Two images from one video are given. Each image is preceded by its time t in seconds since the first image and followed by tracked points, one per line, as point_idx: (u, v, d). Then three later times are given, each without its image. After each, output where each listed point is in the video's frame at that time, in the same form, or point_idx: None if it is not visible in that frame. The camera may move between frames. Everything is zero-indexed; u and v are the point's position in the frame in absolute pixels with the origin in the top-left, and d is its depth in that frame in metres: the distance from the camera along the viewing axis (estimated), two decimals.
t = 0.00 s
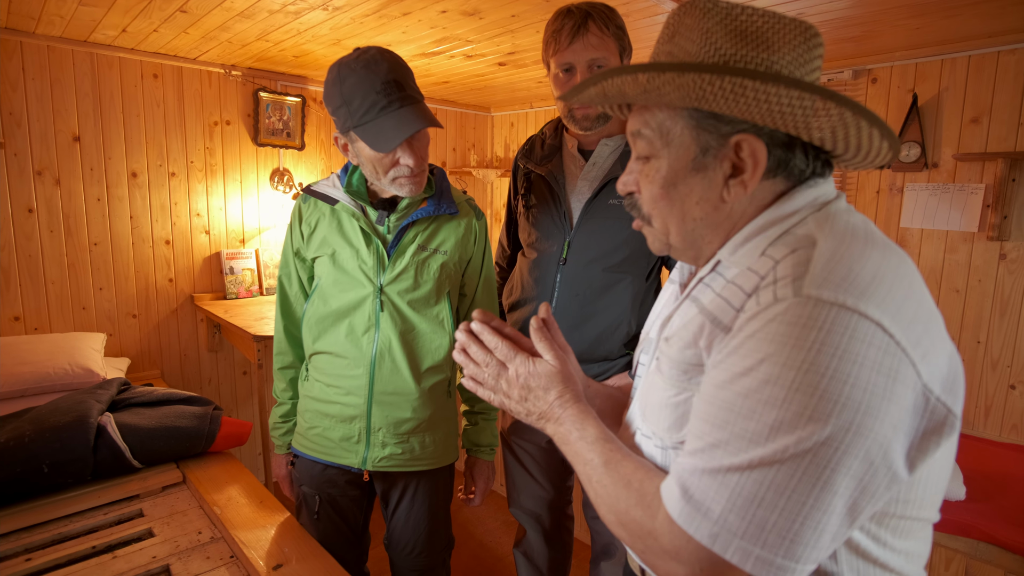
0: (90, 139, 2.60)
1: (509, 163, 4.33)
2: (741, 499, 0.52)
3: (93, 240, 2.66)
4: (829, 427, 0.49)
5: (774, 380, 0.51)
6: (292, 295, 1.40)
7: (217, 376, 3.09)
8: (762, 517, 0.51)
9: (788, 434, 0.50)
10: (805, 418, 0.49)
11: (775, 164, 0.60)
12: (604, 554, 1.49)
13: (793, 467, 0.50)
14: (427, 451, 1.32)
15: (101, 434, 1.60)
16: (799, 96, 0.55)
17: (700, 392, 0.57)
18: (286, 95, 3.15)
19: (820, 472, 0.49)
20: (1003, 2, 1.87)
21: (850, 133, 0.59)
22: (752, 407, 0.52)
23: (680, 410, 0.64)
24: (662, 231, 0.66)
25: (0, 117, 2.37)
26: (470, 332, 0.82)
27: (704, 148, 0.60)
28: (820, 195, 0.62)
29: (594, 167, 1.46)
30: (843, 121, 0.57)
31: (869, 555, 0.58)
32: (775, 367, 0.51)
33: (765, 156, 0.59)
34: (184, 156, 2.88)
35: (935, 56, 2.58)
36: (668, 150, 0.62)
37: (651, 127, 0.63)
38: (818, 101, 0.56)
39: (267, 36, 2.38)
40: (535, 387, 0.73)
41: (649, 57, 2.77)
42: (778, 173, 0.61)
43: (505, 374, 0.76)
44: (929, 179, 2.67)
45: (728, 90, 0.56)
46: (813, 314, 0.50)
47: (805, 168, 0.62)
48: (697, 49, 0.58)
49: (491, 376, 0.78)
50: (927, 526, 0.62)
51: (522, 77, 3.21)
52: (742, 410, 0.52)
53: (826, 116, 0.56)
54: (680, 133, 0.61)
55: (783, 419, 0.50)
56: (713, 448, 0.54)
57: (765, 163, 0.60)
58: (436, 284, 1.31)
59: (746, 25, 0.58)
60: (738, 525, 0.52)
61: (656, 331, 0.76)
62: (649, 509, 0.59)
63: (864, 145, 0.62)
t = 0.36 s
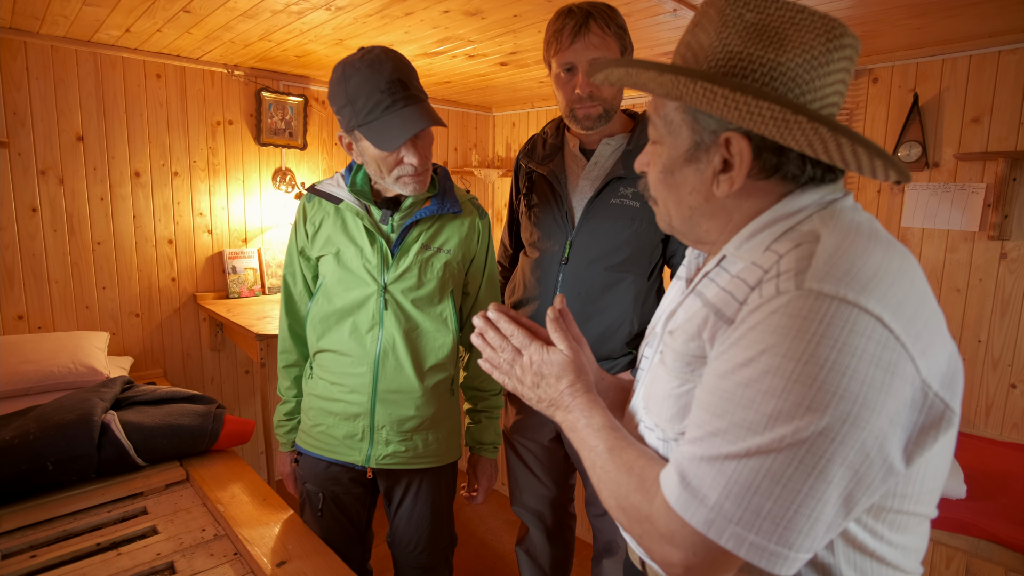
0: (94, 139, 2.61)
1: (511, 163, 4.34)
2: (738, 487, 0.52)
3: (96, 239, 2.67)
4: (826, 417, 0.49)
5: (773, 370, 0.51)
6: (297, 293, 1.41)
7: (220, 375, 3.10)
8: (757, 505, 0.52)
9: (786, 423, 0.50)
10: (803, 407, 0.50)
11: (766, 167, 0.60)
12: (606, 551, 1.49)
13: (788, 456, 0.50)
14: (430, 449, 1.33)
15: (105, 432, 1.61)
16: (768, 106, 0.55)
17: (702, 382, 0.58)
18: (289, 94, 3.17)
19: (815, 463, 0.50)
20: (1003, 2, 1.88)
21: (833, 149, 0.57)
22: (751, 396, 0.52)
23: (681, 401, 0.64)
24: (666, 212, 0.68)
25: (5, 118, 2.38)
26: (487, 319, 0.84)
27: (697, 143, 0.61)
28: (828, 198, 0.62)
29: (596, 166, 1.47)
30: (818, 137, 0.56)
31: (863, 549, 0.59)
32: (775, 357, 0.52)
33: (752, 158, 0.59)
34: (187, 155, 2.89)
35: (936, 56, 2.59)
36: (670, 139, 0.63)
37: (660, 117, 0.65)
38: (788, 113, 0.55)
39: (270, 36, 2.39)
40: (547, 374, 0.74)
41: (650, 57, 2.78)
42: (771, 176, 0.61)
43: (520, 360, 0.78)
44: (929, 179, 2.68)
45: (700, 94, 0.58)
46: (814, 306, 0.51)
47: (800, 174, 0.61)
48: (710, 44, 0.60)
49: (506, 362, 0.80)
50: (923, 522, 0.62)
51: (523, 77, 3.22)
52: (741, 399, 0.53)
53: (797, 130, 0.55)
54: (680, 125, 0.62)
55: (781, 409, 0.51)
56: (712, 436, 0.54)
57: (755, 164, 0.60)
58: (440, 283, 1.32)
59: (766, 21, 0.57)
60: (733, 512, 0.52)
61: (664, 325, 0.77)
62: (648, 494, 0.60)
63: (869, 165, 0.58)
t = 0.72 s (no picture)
0: (96, 138, 2.62)
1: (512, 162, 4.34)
2: (744, 479, 0.53)
3: (99, 238, 2.67)
4: (831, 410, 0.50)
5: (781, 362, 0.52)
6: (299, 292, 1.41)
7: (222, 374, 3.11)
8: (762, 497, 0.52)
9: (793, 415, 0.51)
10: (809, 400, 0.50)
11: (774, 163, 0.61)
12: (608, 549, 1.50)
13: (794, 448, 0.51)
14: (433, 446, 1.33)
15: (109, 430, 1.62)
16: (777, 101, 0.56)
17: (710, 376, 0.59)
18: (290, 94, 3.17)
19: (821, 455, 0.50)
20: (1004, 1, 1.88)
21: (839, 146, 0.57)
22: (759, 388, 0.53)
23: (686, 395, 0.65)
24: (671, 202, 0.69)
25: (7, 117, 2.39)
26: (489, 318, 0.84)
27: (707, 136, 0.62)
28: (834, 194, 0.62)
29: (597, 164, 1.48)
30: (826, 133, 0.56)
31: (867, 544, 0.59)
32: (782, 349, 0.52)
33: (761, 153, 0.60)
34: (189, 154, 2.89)
35: (937, 55, 2.59)
36: (681, 131, 0.64)
37: (672, 109, 0.65)
38: (797, 109, 0.55)
39: (272, 35, 2.40)
40: (549, 371, 0.74)
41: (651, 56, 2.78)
42: (778, 172, 0.62)
43: (520, 359, 0.78)
44: (930, 178, 2.68)
45: (711, 86, 0.59)
46: (820, 299, 0.52)
47: (808, 171, 0.61)
48: (725, 37, 0.60)
49: (507, 360, 0.79)
50: (927, 518, 0.63)
51: (525, 76, 3.22)
52: (748, 391, 0.53)
53: (804, 125, 0.55)
54: (691, 118, 0.63)
55: (786, 401, 0.51)
56: (718, 428, 0.55)
57: (763, 159, 0.61)
58: (442, 281, 1.32)
59: (782, 18, 0.58)
60: (737, 504, 0.53)
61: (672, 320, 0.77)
62: (651, 487, 0.60)
63: (875, 164, 0.59)
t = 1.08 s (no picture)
0: (98, 138, 2.62)
1: (513, 162, 4.35)
2: (843, 526, 0.50)
3: (101, 238, 2.68)
4: (913, 436, 0.49)
5: (857, 397, 0.49)
6: (300, 292, 1.42)
7: (223, 374, 3.12)
8: (862, 539, 0.50)
9: (883, 454, 0.48)
10: (891, 431, 0.49)
11: (783, 163, 0.61)
12: (608, 549, 1.50)
13: (889, 485, 0.49)
14: (434, 447, 1.34)
15: (111, 430, 1.62)
16: (791, 100, 0.56)
17: (763, 412, 0.55)
18: (292, 94, 3.18)
19: (911, 485, 0.49)
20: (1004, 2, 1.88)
21: (850, 150, 0.57)
22: (841, 429, 0.50)
23: (705, 413, 0.63)
24: (677, 197, 0.70)
25: (10, 118, 2.40)
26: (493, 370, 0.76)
27: (717, 131, 0.63)
28: (839, 195, 0.62)
29: (598, 165, 1.48)
30: (837, 135, 0.56)
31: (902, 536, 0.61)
32: (855, 382, 0.50)
33: (770, 152, 0.60)
34: (191, 155, 2.90)
35: (938, 56, 2.59)
36: (691, 124, 0.65)
37: (684, 101, 0.66)
38: (810, 108, 0.56)
39: (273, 36, 2.41)
40: (565, 429, 0.69)
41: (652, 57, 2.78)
42: (786, 172, 0.62)
43: (530, 415, 0.72)
44: (930, 178, 2.68)
45: (725, 80, 0.59)
46: (873, 320, 0.50)
47: (816, 173, 0.62)
48: (743, 30, 0.60)
49: (513, 419, 0.73)
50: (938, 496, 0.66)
51: (526, 77, 3.23)
52: (830, 432, 0.51)
53: (817, 126, 0.56)
54: (702, 111, 0.64)
55: (872, 438, 0.49)
56: (802, 474, 0.52)
57: (771, 158, 0.61)
58: (443, 281, 1.33)
59: (803, 14, 0.58)
60: (840, 552, 0.50)
61: (676, 327, 0.76)
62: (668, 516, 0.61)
63: (884, 170, 0.59)
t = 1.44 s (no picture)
0: (98, 138, 2.62)
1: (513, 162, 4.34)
2: (837, 528, 0.49)
3: (101, 238, 2.68)
4: (910, 438, 0.48)
5: (854, 397, 0.49)
6: (300, 291, 1.42)
7: (223, 374, 3.12)
8: (859, 542, 0.49)
9: (880, 454, 0.48)
10: (889, 432, 0.48)
11: (787, 161, 0.61)
12: (609, 549, 1.50)
13: (887, 488, 0.48)
14: (434, 447, 1.34)
15: (110, 429, 1.62)
16: (791, 98, 0.55)
17: (761, 412, 0.55)
18: (292, 93, 3.18)
19: (909, 488, 0.49)
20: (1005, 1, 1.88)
21: (854, 146, 0.57)
22: (838, 429, 0.50)
23: (706, 414, 0.63)
24: (682, 199, 0.70)
25: (10, 117, 2.40)
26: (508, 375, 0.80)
27: (719, 132, 0.62)
28: (844, 194, 0.62)
29: (598, 164, 1.48)
30: (840, 132, 0.56)
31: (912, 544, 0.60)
32: (852, 382, 0.49)
33: (773, 150, 0.60)
34: (191, 154, 2.90)
35: (939, 55, 2.59)
36: (693, 126, 0.65)
37: (685, 103, 0.66)
38: (811, 106, 0.55)
39: (273, 36, 2.41)
40: (570, 432, 0.71)
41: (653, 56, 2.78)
42: (791, 170, 0.61)
43: (538, 419, 0.74)
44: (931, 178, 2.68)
45: (725, 81, 0.59)
46: (873, 319, 0.49)
47: (821, 170, 0.61)
48: (742, 30, 0.60)
49: (523, 422, 0.76)
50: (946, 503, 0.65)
51: (526, 76, 3.22)
52: (825, 432, 0.50)
53: (819, 123, 0.55)
54: (704, 113, 0.63)
55: (871, 439, 0.48)
56: (797, 474, 0.52)
57: (775, 157, 0.61)
58: (443, 280, 1.33)
59: (801, 12, 0.58)
60: (837, 555, 0.50)
61: (681, 328, 0.75)
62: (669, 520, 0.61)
63: (890, 166, 0.58)
